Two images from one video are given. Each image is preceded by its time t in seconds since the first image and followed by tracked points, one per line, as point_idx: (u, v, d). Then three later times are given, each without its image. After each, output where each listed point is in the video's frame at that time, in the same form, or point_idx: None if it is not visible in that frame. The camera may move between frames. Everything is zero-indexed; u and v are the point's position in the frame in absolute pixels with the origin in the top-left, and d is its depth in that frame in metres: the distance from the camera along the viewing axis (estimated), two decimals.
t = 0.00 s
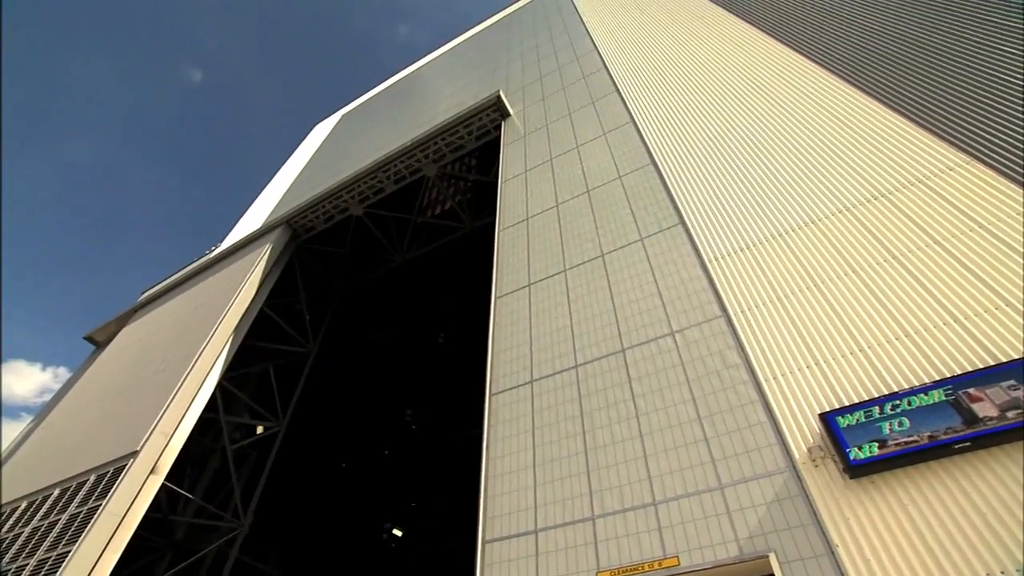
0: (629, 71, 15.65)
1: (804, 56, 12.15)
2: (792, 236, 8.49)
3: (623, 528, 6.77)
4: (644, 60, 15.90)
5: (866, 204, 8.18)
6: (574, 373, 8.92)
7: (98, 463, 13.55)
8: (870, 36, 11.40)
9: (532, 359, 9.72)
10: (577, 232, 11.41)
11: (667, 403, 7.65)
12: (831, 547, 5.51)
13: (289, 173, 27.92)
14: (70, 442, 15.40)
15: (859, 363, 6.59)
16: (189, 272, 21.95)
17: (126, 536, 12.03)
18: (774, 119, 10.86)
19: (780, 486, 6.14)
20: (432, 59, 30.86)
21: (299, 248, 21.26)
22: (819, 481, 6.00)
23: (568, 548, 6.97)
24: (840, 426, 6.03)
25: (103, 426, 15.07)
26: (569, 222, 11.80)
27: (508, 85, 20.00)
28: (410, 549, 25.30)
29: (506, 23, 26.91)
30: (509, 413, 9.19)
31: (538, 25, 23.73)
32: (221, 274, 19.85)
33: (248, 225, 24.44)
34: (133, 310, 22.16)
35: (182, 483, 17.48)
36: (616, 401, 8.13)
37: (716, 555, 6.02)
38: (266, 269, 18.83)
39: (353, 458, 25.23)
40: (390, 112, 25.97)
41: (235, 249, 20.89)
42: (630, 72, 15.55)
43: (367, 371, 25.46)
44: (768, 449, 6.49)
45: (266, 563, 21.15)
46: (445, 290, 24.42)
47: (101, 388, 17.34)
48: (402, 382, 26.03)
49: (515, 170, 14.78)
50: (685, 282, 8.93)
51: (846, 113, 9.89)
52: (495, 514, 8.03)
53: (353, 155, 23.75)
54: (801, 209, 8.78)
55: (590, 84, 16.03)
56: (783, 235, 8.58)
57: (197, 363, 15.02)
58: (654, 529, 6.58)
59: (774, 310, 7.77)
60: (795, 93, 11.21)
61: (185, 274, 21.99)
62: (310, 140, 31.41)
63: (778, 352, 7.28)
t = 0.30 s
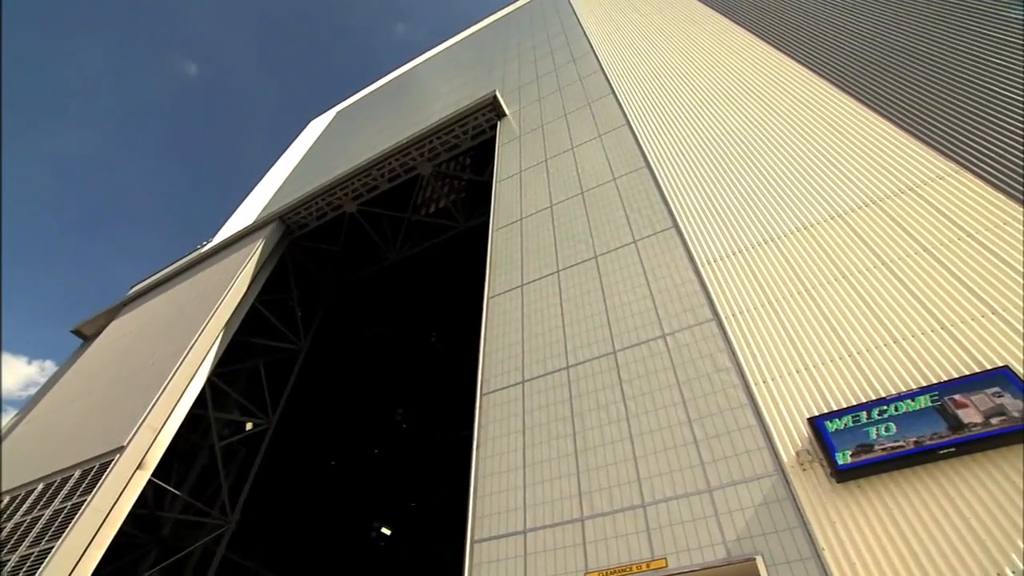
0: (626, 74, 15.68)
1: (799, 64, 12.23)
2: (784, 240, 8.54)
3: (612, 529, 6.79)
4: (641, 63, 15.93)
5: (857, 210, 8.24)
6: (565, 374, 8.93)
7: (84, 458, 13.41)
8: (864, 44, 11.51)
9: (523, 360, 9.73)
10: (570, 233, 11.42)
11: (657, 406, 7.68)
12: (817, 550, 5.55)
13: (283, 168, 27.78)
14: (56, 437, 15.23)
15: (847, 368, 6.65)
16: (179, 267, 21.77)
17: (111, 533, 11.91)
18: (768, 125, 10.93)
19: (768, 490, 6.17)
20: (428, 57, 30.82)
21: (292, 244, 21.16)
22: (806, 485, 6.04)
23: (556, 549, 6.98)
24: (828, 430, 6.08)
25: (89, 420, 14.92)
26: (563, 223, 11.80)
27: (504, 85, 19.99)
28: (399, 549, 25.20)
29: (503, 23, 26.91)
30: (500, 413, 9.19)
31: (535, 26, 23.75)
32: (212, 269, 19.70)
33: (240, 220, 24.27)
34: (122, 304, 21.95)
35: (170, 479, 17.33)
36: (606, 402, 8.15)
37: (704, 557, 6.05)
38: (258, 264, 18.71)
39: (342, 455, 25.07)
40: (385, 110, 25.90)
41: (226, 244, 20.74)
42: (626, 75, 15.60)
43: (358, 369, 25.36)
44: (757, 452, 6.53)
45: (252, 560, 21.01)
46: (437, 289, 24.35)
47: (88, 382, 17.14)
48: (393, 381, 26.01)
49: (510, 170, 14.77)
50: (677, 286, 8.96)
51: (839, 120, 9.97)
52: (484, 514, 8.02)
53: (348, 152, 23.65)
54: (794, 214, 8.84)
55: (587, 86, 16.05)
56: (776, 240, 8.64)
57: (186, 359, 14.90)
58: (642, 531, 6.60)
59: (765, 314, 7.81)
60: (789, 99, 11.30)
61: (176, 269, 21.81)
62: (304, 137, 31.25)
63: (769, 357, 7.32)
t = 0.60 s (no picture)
0: (622, 76, 15.73)
1: (795, 71, 12.30)
2: (776, 246, 8.60)
3: (599, 530, 6.81)
4: (637, 67, 15.98)
5: (849, 217, 8.30)
6: (556, 375, 8.95)
7: (68, 452, 13.25)
8: (858, 52, 11.61)
9: (514, 360, 9.73)
10: (564, 234, 11.44)
11: (647, 408, 7.71)
12: (802, 554, 5.58)
13: (276, 163, 27.62)
14: (40, 430, 15.05)
15: (836, 373, 6.71)
16: (169, 261, 21.57)
17: (93, 529, 11.77)
18: (762, 130, 11.00)
19: (755, 493, 6.21)
20: (424, 55, 30.77)
21: (284, 240, 21.03)
22: (793, 488, 6.08)
23: (544, 549, 6.99)
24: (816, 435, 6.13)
25: (74, 414, 14.75)
26: (556, 224, 11.82)
27: (500, 84, 19.99)
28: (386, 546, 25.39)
29: (500, 23, 26.92)
30: (490, 413, 9.19)
31: (532, 26, 23.78)
32: (202, 263, 19.54)
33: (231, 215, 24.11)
34: (110, 296, 21.73)
35: (155, 474, 17.17)
36: (596, 404, 8.16)
37: (690, 559, 6.08)
38: (249, 259, 18.59)
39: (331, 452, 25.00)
40: (380, 107, 25.82)
41: (218, 238, 20.58)
42: (622, 78, 15.66)
43: (349, 367, 25.24)
44: (745, 456, 6.57)
45: (239, 557, 20.70)
46: (427, 287, 24.24)
47: (74, 375, 16.95)
48: (383, 379, 25.92)
49: (504, 170, 14.78)
50: (669, 289, 9.00)
51: (832, 127, 10.05)
52: (473, 513, 8.01)
53: (342, 149, 23.55)
54: (786, 220, 8.90)
55: (583, 87, 16.10)
56: (767, 245, 8.69)
57: (175, 354, 14.77)
58: (630, 532, 6.62)
59: (754, 319, 7.87)
60: (783, 105, 11.38)
61: (166, 262, 21.62)
62: (298, 132, 31.08)
63: (759, 361, 7.37)
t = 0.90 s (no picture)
0: (618, 79, 15.78)
1: (789, 79, 12.39)
2: (767, 251, 8.65)
3: (587, 531, 6.82)
4: (633, 70, 16.03)
5: (839, 224, 8.37)
6: (546, 376, 8.96)
7: (52, 446, 13.09)
8: (852, 61, 11.74)
9: (504, 360, 9.74)
10: (557, 235, 11.45)
11: (636, 410, 7.73)
12: (787, 557, 5.61)
13: (269, 158, 27.44)
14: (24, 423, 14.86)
15: (825, 378, 6.77)
16: (159, 254, 21.38)
17: (76, 524, 11.62)
18: (756, 136, 11.06)
19: (742, 496, 6.24)
20: (420, 53, 30.72)
21: (276, 236, 20.91)
22: (780, 493, 6.12)
23: (531, 550, 6.99)
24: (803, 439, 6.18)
25: (59, 407, 14.58)
26: (549, 225, 11.83)
27: (496, 84, 20.00)
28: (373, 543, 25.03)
29: (497, 23, 26.93)
30: (479, 413, 9.18)
31: (529, 26, 23.80)
32: (193, 257, 19.39)
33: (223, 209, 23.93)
34: (98, 289, 21.49)
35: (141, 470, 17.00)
36: (586, 405, 8.18)
37: (677, 561, 6.10)
38: (240, 254, 18.46)
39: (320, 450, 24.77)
40: (375, 104, 25.74)
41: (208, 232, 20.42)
42: (617, 80, 15.71)
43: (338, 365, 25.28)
44: (732, 459, 6.61)
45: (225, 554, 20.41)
46: (419, 286, 24.25)
47: (60, 368, 16.75)
48: (372, 376, 25.82)
49: (499, 170, 14.77)
50: (661, 291, 9.04)
51: (824, 135, 10.14)
52: (461, 512, 8.00)
53: (336, 145, 23.44)
54: (777, 225, 8.96)
55: (579, 89, 16.13)
56: (759, 250, 8.74)
57: (163, 347, 14.65)
58: (617, 533, 6.64)
59: (744, 323, 7.91)
60: (776, 112, 11.46)
61: (155, 255, 21.42)
62: (292, 127, 30.91)
63: (748, 365, 7.41)
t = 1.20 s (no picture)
0: (614, 82, 15.83)
1: (784, 85, 12.47)
2: (759, 255, 8.71)
3: (576, 532, 6.83)
4: (629, 73, 16.09)
5: (830, 229, 8.44)
6: (537, 376, 8.97)
7: (37, 440, 12.93)
8: (845, 69, 11.85)
9: (496, 359, 9.74)
10: (550, 236, 11.47)
11: (626, 411, 7.76)
12: (773, 560, 5.65)
13: (262, 153, 27.30)
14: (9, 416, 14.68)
15: (813, 383, 6.82)
16: (150, 247, 21.20)
17: (60, 519, 11.47)
18: (750, 141, 11.14)
19: (730, 499, 6.29)
20: (417, 51, 30.69)
21: (268, 231, 20.80)
22: (768, 496, 6.16)
23: (520, 550, 6.99)
24: (791, 443, 6.22)
25: (45, 400, 14.41)
26: (543, 226, 11.84)
27: (493, 84, 20.00)
28: (361, 542, 24.26)
29: (494, 23, 26.96)
30: (469, 412, 9.17)
31: (526, 27, 23.83)
32: (184, 251, 19.23)
33: (215, 203, 23.77)
34: (87, 282, 21.28)
35: (127, 465, 16.84)
36: (577, 406, 8.19)
37: (665, 562, 6.12)
38: (232, 249, 18.34)
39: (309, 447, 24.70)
40: (371, 101, 25.67)
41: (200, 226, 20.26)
42: (613, 83, 15.76)
43: (330, 363, 25.28)
44: (721, 462, 6.65)
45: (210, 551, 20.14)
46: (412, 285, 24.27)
47: (46, 360, 16.57)
48: (364, 374, 25.83)
49: (493, 169, 14.76)
50: (653, 294, 9.07)
51: (817, 141, 10.24)
52: (450, 511, 7.98)
53: (331, 142, 23.35)
54: (769, 230, 9.02)
55: (575, 90, 16.16)
56: (751, 254, 8.80)
57: (152, 342, 14.51)
58: (606, 534, 6.65)
59: (735, 326, 7.97)
60: (771, 118, 11.54)
61: (146, 249, 21.24)
62: (287, 123, 30.78)
63: (738, 368, 7.45)
